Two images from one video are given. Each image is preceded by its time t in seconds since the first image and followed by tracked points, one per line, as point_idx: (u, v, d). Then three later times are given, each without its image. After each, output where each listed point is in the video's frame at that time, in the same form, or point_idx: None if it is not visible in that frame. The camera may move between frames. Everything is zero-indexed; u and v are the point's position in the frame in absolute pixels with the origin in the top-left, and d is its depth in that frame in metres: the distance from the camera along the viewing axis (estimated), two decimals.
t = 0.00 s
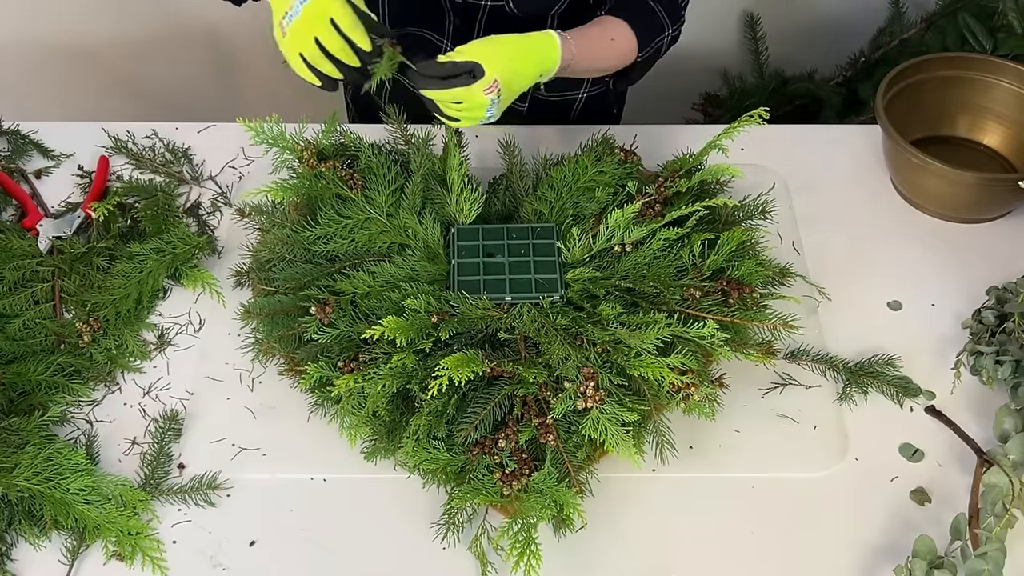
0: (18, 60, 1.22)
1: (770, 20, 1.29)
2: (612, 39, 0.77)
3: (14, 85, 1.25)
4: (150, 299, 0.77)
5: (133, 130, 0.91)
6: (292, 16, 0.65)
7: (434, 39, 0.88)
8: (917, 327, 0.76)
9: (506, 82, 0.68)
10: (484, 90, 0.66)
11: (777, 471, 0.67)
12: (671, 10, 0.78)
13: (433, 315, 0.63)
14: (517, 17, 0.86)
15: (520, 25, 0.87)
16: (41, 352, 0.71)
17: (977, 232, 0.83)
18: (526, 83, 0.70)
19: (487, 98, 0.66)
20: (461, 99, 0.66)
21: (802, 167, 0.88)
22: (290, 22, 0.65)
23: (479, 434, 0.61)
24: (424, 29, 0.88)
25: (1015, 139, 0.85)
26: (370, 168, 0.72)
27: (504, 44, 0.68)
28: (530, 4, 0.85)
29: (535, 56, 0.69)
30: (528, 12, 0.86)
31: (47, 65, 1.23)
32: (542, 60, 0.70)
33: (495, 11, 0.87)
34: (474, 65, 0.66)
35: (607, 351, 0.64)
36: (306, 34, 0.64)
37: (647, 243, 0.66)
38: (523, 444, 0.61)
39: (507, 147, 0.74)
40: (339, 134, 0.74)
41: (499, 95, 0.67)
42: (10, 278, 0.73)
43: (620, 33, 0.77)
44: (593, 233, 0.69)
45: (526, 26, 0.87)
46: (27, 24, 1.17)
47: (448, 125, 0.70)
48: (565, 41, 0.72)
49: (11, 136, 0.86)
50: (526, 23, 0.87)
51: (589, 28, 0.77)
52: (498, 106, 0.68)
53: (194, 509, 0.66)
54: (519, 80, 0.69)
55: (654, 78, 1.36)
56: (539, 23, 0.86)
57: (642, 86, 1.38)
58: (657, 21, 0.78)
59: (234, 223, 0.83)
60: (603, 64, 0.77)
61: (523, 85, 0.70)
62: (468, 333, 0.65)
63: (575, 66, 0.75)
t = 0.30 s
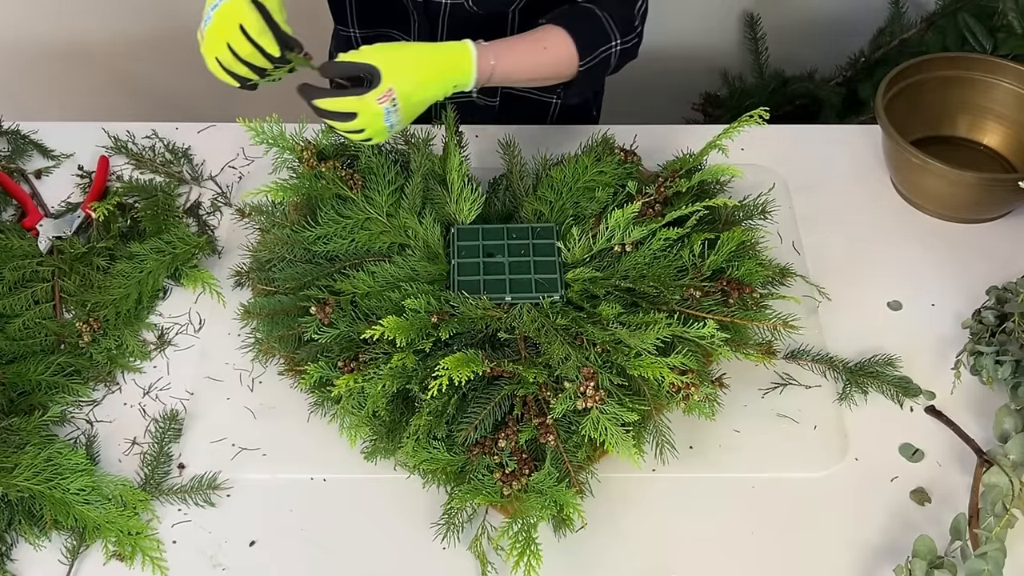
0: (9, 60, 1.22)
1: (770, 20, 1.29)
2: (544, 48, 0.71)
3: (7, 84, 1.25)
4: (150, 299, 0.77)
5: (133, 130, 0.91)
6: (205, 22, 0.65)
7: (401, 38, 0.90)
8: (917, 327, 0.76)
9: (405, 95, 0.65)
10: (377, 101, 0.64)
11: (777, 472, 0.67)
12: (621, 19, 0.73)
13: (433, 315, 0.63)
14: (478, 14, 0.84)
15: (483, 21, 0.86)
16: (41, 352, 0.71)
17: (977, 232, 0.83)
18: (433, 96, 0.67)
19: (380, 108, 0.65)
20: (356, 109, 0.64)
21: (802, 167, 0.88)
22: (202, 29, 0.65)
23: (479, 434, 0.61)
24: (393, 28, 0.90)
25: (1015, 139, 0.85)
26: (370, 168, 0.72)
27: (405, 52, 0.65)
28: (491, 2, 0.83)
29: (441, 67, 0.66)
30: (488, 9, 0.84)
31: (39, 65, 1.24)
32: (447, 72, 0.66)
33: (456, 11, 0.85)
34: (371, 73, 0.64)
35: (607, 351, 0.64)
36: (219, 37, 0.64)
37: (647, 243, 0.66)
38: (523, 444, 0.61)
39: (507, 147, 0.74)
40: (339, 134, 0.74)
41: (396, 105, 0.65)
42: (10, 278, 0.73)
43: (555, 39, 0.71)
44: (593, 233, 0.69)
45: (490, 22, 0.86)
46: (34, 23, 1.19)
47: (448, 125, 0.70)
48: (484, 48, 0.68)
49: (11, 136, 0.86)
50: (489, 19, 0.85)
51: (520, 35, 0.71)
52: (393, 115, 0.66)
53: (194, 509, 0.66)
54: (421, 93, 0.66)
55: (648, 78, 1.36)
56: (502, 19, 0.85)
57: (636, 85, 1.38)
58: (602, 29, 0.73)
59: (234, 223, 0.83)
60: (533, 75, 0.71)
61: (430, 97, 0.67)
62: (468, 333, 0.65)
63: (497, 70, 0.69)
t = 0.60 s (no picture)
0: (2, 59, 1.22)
1: (770, 20, 1.29)
2: (439, 71, 0.68)
3: None
4: (150, 299, 0.77)
5: (133, 130, 0.91)
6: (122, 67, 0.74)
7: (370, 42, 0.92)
8: (917, 327, 0.76)
9: (275, 138, 0.70)
10: (246, 143, 0.70)
11: (777, 472, 0.67)
12: (531, 24, 0.69)
13: (433, 315, 0.63)
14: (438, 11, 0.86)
15: (444, 18, 0.87)
16: (41, 352, 0.71)
17: (978, 232, 0.83)
18: (309, 135, 0.70)
19: (250, 147, 0.70)
20: (232, 145, 0.71)
21: (802, 167, 0.88)
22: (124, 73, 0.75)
23: (479, 434, 0.61)
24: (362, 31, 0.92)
25: (1015, 139, 0.85)
26: (370, 168, 0.72)
27: (283, 94, 0.69)
28: None
29: (316, 110, 0.69)
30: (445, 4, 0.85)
31: (31, 65, 1.24)
32: (324, 116, 0.69)
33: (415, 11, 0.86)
34: (245, 113, 0.69)
35: (607, 351, 0.64)
36: (135, 83, 0.73)
37: (647, 243, 0.67)
38: (523, 444, 0.61)
39: (507, 147, 0.74)
40: (339, 134, 0.74)
41: (266, 145, 0.70)
42: (10, 278, 0.73)
43: (454, 58, 0.68)
44: (593, 233, 0.69)
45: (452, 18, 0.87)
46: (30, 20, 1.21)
47: (448, 125, 0.70)
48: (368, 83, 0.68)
49: (11, 136, 0.86)
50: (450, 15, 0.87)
51: (422, 59, 0.69)
52: (266, 152, 0.71)
53: (194, 509, 0.66)
54: (295, 135, 0.70)
55: (629, 81, 1.37)
56: (463, 13, 0.86)
57: (623, 90, 1.39)
58: (511, 38, 0.69)
59: (234, 223, 0.83)
60: (431, 100, 0.69)
61: (307, 138, 0.70)
62: (468, 333, 0.65)
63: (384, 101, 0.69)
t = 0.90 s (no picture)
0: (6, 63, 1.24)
1: (770, 20, 1.29)
2: (335, 84, 0.68)
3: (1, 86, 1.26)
4: (150, 299, 0.77)
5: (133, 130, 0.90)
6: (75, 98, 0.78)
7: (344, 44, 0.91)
8: (917, 327, 0.76)
9: (182, 177, 0.72)
10: (156, 192, 0.72)
11: (777, 472, 0.67)
12: (439, 28, 0.66)
13: (433, 315, 0.63)
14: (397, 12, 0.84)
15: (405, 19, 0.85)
16: (41, 352, 0.71)
17: (978, 232, 0.83)
18: (210, 168, 0.73)
19: (162, 196, 0.72)
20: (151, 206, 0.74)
21: (801, 167, 0.88)
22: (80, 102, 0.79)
23: (479, 434, 0.61)
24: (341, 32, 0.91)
25: (1015, 139, 0.85)
26: (370, 168, 0.72)
27: (174, 135, 0.72)
28: None
29: (208, 140, 0.72)
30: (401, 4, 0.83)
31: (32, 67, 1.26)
32: (217, 146, 0.72)
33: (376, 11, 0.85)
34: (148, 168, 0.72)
35: (607, 351, 0.64)
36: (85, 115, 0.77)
37: (647, 243, 0.67)
38: (523, 444, 0.61)
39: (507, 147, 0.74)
40: (339, 134, 0.74)
41: (173, 189, 0.72)
42: (10, 278, 0.73)
43: (352, 71, 0.68)
44: (593, 233, 0.69)
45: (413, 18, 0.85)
46: (31, 22, 1.22)
47: (448, 125, 0.70)
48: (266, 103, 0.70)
49: (11, 136, 0.86)
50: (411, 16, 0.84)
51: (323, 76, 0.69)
52: (179, 196, 0.73)
53: (194, 509, 0.66)
54: (195, 170, 0.72)
55: (621, 84, 1.37)
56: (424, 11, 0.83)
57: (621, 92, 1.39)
58: (412, 41, 0.66)
59: (234, 223, 0.83)
60: (325, 115, 0.69)
61: (208, 170, 0.73)
62: (468, 333, 0.65)
63: (278, 122, 0.70)
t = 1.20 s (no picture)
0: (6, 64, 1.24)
1: (770, 20, 1.29)
2: (293, 100, 0.65)
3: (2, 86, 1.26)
4: (150, 299, 0.77)
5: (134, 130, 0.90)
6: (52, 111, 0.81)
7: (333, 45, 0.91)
8: (917, 327, 0.76)
9: (142, 213, 0.70)
10: (116, 228, 0.70)
11: (777, 472, 0.67)
12: (397, 33, 0.63)
13: (433, 315, 0.63)
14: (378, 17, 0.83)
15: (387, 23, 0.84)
16: (41, 352, 0.71)
17: (977, 232, 0.83)
18: (176, 205, 0.71)
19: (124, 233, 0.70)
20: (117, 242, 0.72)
21: (801, 167, 0.88)
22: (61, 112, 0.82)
23: (479, 434, 0.61)
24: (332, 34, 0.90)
25: (1015, 139, 0.84)
26: (370, 168, 0.72)
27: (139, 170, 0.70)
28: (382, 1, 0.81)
29: (171, 175, 0.70)
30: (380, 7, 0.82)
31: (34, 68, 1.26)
32: (181, 181, 0.70)
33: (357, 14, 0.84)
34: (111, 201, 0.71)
35: (607, 351, 0.64)
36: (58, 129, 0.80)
37: (647, 243, 0.67)
38: (523, 444, 0.61)
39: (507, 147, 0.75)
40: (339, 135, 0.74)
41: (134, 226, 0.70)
42: (10, 278, 0.72)
43: (313, 84, 0.65)
44: (593, 233, 0.69)
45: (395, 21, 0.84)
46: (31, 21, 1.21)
47: (448, 125, 0.70)
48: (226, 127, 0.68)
49: (11, 136, 0.86)
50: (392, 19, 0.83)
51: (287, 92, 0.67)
52: (142, 232, 0.71)
53: (194, 509, 0.66)
54: (160, 208, 0.70)
55: (620, 83, 1.37)
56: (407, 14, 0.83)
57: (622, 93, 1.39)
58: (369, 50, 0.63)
59: (233, 223, 0.83)
60: (286, 133, 0.66)
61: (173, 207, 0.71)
62: (468, 333, 0.65)
63: (236, 144, 0.67)
